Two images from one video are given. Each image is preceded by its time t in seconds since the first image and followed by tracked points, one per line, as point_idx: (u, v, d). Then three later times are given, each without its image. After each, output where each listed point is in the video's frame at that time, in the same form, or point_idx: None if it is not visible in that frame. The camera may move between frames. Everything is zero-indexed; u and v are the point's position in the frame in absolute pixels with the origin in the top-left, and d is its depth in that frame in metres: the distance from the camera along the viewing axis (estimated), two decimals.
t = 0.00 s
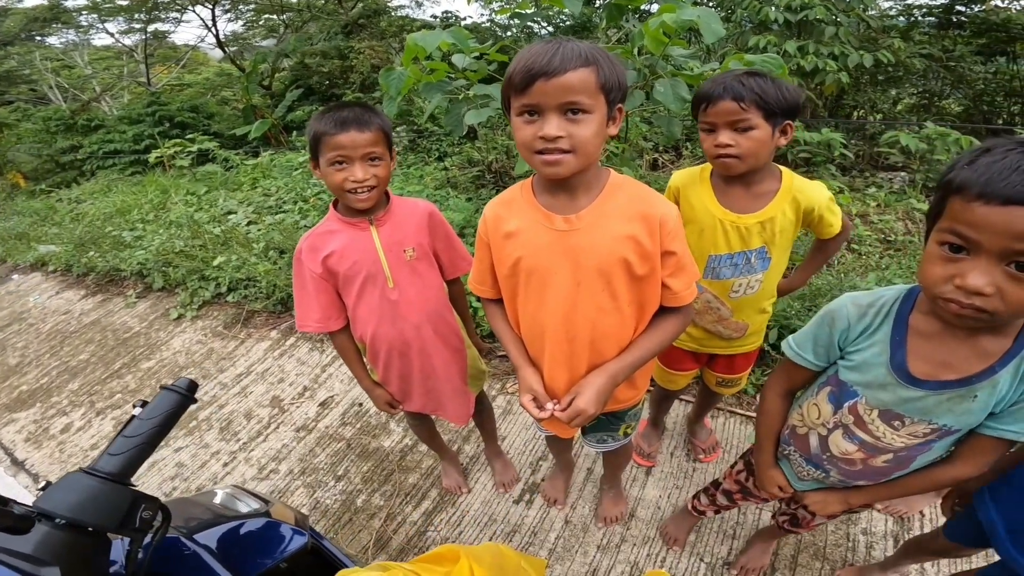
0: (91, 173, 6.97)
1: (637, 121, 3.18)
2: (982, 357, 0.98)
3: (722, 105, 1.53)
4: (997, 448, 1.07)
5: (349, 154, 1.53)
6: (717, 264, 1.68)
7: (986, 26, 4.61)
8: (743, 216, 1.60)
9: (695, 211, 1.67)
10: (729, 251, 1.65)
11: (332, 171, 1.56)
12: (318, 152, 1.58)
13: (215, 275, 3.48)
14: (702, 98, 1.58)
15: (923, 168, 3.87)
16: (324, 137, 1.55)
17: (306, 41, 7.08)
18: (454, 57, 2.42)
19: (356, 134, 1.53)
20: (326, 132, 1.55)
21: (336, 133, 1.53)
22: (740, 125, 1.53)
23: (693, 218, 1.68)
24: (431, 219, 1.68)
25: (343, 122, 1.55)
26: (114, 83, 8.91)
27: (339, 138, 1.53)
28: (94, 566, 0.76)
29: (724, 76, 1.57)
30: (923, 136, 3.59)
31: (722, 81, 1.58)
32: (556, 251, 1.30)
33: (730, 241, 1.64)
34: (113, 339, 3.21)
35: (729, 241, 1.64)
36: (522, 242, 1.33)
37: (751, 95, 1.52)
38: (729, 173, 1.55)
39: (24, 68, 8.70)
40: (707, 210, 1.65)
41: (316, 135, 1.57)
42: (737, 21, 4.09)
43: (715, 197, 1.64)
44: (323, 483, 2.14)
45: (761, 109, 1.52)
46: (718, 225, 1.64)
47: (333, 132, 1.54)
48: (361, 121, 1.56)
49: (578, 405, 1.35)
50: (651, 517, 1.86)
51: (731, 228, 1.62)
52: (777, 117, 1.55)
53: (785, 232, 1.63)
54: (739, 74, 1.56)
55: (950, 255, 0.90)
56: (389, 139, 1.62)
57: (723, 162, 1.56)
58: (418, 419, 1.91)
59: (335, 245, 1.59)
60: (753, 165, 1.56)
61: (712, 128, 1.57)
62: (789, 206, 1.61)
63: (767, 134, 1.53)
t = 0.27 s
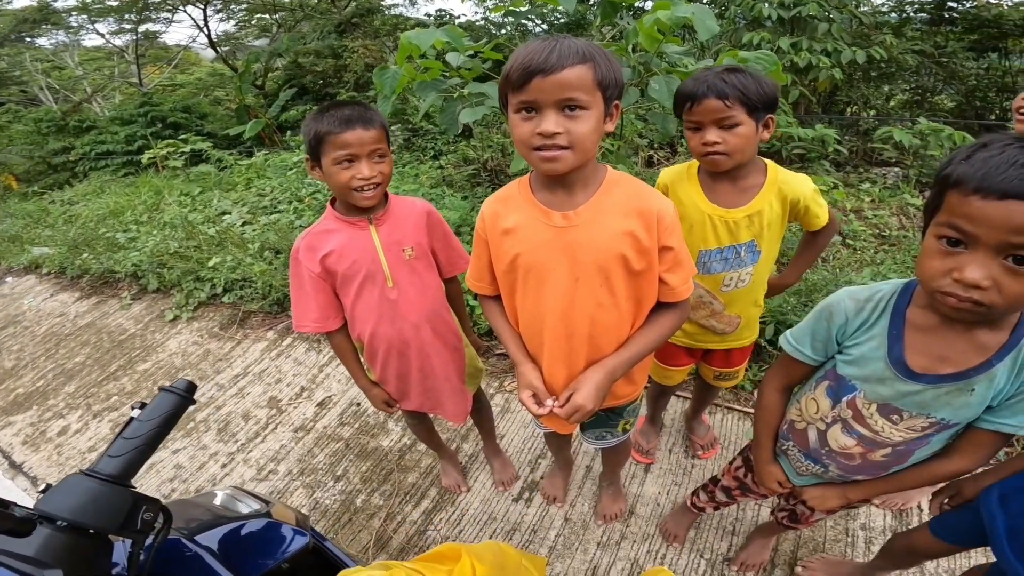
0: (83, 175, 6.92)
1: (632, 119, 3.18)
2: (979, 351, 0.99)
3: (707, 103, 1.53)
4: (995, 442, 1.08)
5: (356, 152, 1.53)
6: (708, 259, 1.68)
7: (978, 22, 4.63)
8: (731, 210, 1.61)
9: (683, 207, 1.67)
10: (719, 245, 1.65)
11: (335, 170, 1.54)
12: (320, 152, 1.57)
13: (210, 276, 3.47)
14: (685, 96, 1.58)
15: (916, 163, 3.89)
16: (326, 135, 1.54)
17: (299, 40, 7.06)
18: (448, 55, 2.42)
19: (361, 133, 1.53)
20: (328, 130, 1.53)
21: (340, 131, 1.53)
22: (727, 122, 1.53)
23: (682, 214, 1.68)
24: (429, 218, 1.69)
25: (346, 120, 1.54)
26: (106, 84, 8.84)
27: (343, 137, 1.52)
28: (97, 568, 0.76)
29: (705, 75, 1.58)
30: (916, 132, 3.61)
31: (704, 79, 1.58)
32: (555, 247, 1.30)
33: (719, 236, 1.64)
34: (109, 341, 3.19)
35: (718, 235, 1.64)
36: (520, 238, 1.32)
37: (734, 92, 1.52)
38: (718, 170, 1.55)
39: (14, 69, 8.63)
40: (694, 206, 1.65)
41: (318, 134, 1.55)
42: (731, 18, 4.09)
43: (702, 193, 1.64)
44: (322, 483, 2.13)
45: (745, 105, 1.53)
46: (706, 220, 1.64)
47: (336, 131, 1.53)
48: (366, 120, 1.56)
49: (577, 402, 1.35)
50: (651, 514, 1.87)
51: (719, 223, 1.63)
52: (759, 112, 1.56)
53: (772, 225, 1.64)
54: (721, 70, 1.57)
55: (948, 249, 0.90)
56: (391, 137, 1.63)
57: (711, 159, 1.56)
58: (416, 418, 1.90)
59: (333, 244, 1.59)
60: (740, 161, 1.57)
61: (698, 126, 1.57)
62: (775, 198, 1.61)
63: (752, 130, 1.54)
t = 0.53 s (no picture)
0: (79, 176, 6.90)
1: (629, 117, 3.18)
2: (977, 348, 0.99)
3: (695, 100, 1.52)
4: (992, 438, 1.08)
5: (354, 152, 1.52)
6: (698, 256, 1.68)
7: (974, 20, 4.61)
8: (720, 207, 1.61)
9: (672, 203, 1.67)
10: (708, 242, 1.65)
11: (335, 171, 1.53)
12: (317, 152, 1.56)
13: (207, 276, 3.45)
14: (671, 94, 1.57)
15: (913, 161, 3.90)
16: (322, 136, 1.53)
17: (296, 40, 7.05)
18: (445, 54, 2.41)
19: (358, 131, 1.53)
20: (325, 130, 1.52)
21: (337, 131, 1.52)
22: (715, 119, 1.53)
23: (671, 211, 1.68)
24: (426, 218, 1.68)
25: (342, 120, 1.54)
26: (101, 85, 8.81)
27: (340, 137, 1.51)
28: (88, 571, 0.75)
29: (693, 71, 1.56)
30: (913, 129, 3.61)
31: (690, 76, 1.57)
32: (552, 244, 1.30)
33: (708, 231, 1.64)
34: (106, 342, 3.18)
35: (706, 231, 1.64)
36: (518, 236, 1.32)
37: (721, 89, 1.51)
38: (707, 167, 1.55)
39: (10, 70, 8.60)
40: (684, 204, 1.65)
41: (315, 135, 1.54)
42: (728, 16, 4.08)
43: (691, 189, 1.65)
44: (321, 484, 2.13)
45: (732, 102, 1.52)
46: (696, 217, 1.64)
47: (333, 130, 1.52)
48: (361, 119, 1.55)
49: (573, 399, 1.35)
50: (649, 513, 1.87)
51: (708, 219, 1.63)
52: (746, 107, 1.55)
53: (762, 221, 1.63)
54: (706, 67, 1.56)
55: (946, 242, 0.90)
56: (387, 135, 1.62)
57: (701, 156, 1.56)
58: (414, 419, 1.90)
59: (331, 244, 1.58)
60: (729, 158, 1.57)
61: (687, 124, 1.56)
62: (764, 195, 1.61)
63: (740, 127, 1.54)
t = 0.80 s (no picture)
0: (76, 176, 6.87)
1: (627, 116, 3.17)
2: (979, 348, 0.98)
3: (686, 99, 1.51)
4: (994, 439, 1.07)
5: (350, 152, 1.51)
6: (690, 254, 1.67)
7: (972, 19, 4.51)
8: (712, 205, 1.60)
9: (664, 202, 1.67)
10: (701, 240, 1.64)
11: (331, 172, 1.52)
12: (312, 154, 1.54)
13: (204, 277, 3.44)
14: (662, 93, 1.56)
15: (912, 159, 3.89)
16: (318, 137, 1.51)
17: (293, 40, 7.03)
18: (441, 53, 2.40)
19: (353, 131, 1.52)
20: (320, 132, 1.51)
21: (332, 132, 1.50)
22: (706, 117, 1.52)
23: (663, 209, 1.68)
24: (424, 218, 1.68)
25: (337, 121, 1.52)
26: (98, 85, 8.77)
27: (335, 138, 1.50)
28: None
29: (682, 69, 1.55)
30: (912, 128, 3.60)
31: (680, 73, 1.56)
32: (551, 242, 1.29)
33: (700, 229, 1.63)
34: (103, 344, 3.16)
35: (698, 229, 1.63)
36: (517, 234, 1.31)
37: (711, 87, 1.51)
38: (699, 165, 1.54)
39: (6, 70, 8.57)
40: (677, 202, 1.65)
41: (309, 136, 1.53)
42: (726, 15, 4.05)
43: (683, 187, 1.64)
44: (319, 485, 2.12)
45: (723, 101, 1.52)
46: (688, 215, 1.63)
47: (328, 131, 1.50)
48: (356, 120, 1.54)
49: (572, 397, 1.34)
50: (649, 514, 1.86)
51: (700, 218, 1.62)
52: (736, 105, 1.55)
53: (754, 219, 1.62)
54: (696, 66, 1.55)
55: (933, 235, 0.90)
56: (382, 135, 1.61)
57: (693, 155, 1.55)
58: (413, 420, 1.89)
59: (328, 246, 1.57)
60: (721, 156, 1.56)
61: (677, 123, 1.55)
62: (756, 192, 1.60)
63: (731, 125, 1.53)
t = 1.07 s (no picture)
0: (71, 177, 6.83)
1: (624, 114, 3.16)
2: (978, 345, 0.97)
3: (675, 94, 1.51)
4: (993, 438, 1.07)
5: (345, 151, 1.50)
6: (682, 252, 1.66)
7: (967, 17, 4.52)
8: (704, 203, 1.59)
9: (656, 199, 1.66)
10: (693, 238, 1.63)
11: (326, 171, 1.50)
12: (307, 153, 1.53)
13: (199, 278, 3.42)
14: (653, 89, 1.56)
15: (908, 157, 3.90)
16: (312, 136, 1.50)
17: (288, 40, 7.00)
18: (437, 52, 2.39)
19: (348, 130, 1.50)
20: (314, 131, 1.50)
21: (326, 131, 1.49)
22: (695, 113, 1.51)
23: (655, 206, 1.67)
24: (420, 217, 1.67)
25: (330, 119, 1.51)
26: (93, 85, 8.73)
27: (330, 137, 1.49)
28: None
29: (673, 66, 1.55)
30: (908, 126, 3.60)
31: (671, 71, 1.57)
32: (545, 235, 1.28)
33: (692, 226, 1.62)
34: (98, 345, 3.14)
35: (690, 226, 1.62)
36: (512, 227, 1.31)
37: (700, 83, 1.50)
38: (689, 161, 1.54)
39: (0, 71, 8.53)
40: (668, 199, 1.64)
41: (303, 136, 1.52)
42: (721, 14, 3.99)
43: (675, 184, 1.63)
44: (316, 487, 2.10)
45: (713, 97, 1.51)
46: (680, 212, 1.62)
47: (322, 131, 1.49)
48: (350, 118, 1.53)
49: (565, 391, 1.32)
50: (647, 514, 1.85)
51: (692, 215, 1.61)
52: (727, 102, 1.54)
53: (747, 217, 1.61)
54: (687, 63, 1.55)
55: (927, 229, 0.89)
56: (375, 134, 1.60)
57: (683, 151, 1.54)
58: (410, 421, 1.88)
59: (322, 245, 1.56)
60: (711, 152, 1.54)
61: (667, 118, 1.55)
62: (748, 189, 1.59)
63: (721, 121, 1.52)
